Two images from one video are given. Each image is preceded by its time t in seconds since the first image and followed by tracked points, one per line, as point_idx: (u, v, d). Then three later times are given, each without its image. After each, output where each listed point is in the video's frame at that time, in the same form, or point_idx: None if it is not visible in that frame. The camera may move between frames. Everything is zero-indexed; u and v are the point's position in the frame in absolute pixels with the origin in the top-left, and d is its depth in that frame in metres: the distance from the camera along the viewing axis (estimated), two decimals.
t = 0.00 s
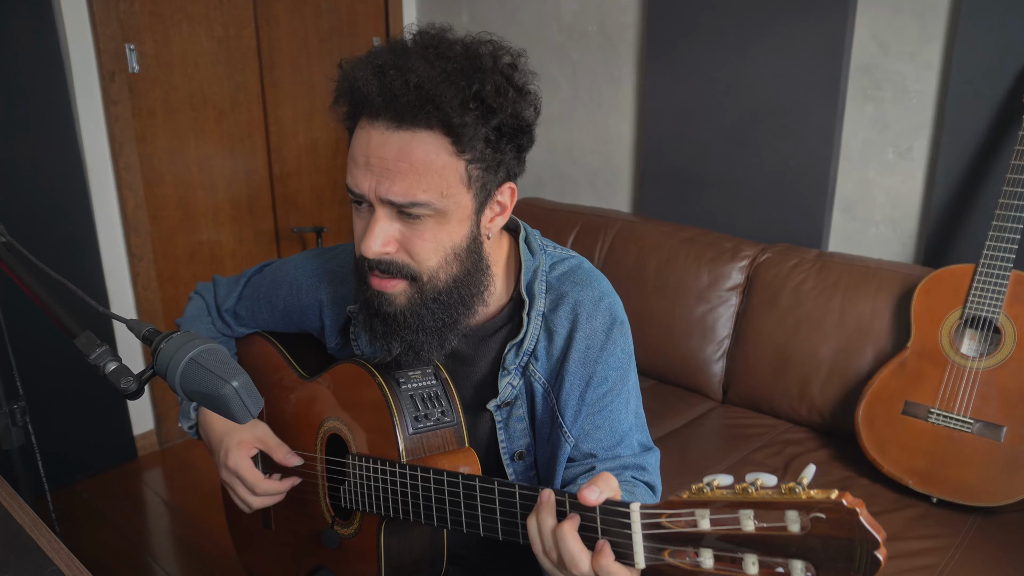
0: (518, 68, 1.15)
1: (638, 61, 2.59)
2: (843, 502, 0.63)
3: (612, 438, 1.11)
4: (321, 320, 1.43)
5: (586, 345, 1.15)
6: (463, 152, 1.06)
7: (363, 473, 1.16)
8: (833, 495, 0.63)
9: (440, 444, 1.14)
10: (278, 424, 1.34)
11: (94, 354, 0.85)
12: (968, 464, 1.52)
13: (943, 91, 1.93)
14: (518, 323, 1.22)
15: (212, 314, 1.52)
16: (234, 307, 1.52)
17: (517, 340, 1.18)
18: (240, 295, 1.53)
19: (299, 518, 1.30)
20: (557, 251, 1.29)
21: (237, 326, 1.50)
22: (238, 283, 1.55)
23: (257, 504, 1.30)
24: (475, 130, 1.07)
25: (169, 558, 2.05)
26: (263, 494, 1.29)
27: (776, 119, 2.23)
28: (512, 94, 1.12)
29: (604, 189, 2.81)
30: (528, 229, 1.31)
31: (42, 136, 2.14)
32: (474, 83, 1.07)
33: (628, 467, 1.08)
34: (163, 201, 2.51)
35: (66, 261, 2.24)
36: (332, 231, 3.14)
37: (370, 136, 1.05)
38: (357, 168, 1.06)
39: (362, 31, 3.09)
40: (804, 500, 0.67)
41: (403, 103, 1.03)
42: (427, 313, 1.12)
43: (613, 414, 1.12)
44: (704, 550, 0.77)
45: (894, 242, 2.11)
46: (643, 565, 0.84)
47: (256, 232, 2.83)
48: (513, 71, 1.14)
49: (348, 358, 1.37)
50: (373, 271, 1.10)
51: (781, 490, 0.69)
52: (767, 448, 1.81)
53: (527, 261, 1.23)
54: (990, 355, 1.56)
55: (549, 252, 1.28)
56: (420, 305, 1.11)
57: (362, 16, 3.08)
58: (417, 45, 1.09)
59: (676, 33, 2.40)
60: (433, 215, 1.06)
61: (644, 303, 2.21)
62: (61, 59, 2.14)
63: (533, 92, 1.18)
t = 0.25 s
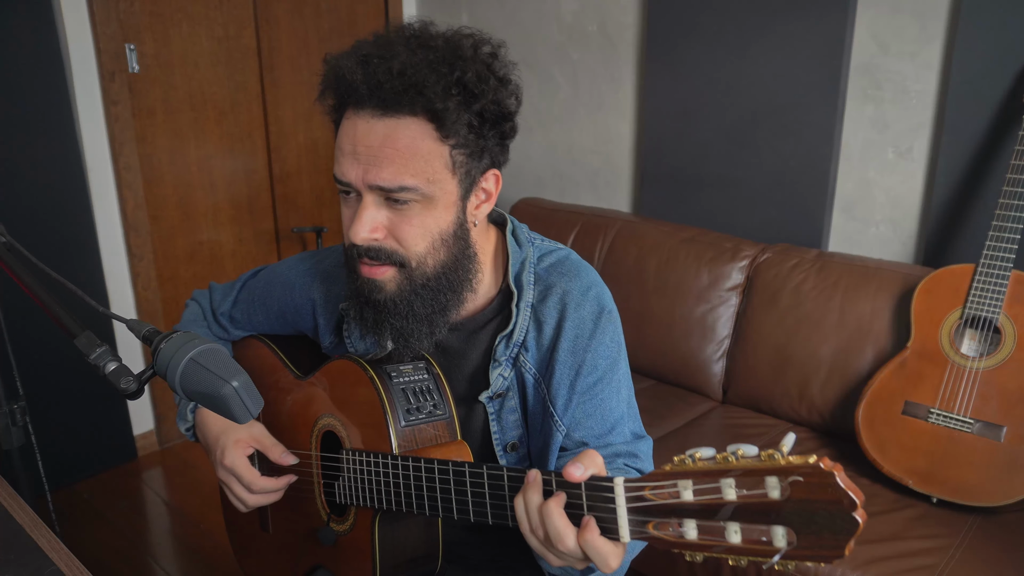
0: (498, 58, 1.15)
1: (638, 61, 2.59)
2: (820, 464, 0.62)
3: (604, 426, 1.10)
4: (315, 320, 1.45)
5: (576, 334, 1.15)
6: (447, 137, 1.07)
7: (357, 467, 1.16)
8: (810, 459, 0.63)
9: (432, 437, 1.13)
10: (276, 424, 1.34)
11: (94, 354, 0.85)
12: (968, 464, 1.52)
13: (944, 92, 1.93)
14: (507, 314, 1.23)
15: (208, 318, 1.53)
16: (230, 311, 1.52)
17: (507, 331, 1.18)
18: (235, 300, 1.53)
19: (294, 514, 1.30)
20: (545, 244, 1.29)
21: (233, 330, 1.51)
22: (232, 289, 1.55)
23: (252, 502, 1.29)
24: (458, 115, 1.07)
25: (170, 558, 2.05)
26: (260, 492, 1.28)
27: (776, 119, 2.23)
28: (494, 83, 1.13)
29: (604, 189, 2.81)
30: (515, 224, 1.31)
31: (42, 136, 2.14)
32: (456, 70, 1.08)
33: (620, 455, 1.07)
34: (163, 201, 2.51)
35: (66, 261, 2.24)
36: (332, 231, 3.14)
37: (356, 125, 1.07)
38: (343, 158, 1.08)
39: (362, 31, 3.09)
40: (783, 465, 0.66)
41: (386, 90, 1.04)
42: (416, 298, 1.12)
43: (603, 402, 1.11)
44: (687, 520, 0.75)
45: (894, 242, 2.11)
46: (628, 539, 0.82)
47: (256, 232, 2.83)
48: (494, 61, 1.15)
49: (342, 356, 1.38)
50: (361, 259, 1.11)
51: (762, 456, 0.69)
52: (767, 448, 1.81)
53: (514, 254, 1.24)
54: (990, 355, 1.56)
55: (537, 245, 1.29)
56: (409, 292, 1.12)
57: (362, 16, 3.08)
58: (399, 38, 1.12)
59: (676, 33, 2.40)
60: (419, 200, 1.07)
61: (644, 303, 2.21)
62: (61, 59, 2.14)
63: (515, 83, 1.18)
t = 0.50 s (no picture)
0: (476, 51, 1.17)
1: (638, 61, 2.59)
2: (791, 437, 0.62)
3: (592, 418, 1.10)
4: (304, 320, 1.45)
5: (562, 326, 1.15)
6: (430, 127, 1.08)
7: (348, 463, 1.16)
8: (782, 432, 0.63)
9: (421, 432, 1.13)
10: (271, 425, 1.33)
11: (94, 354, 0.85)
12: (967, 464, 1.53)
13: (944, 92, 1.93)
14: (492, 308, 1.23)
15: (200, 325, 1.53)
16: (223, 315, 1.53)
17: (493, 326, 1.18)
18: (228, 304, 1.54)
19: (288, 512, 1.30)
20: (530, 237, 1.29)
21: (226, 333, 1.51)
22: (225, 295, 1.56)
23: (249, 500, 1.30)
24: (440, 105, 1.09)
25: (169, 558, 2.05)
26: (252, 491, 1.27)
27: (775, 119, 2.23)
28: (473, 74, 1.15)
29: (604, 189, 2.81)
30: (499, 219, 1.31)
31: (42, 136, 2.14)
32: (436, 61, 1.10)
33: (609, 445, 1.07)
34: (163, 201, 2.51)
35: (66, 261, 2.24)
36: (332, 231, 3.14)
37: (339, 119, 1.08)
38: (328, 153, 1.08)
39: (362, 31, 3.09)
40: (755, 440, 0.66)
41: (369, 82, 1.06)
42: (404, 289, 1.12)
43: (591, 393, 1.11)
44: (664, 500, 0.76)
45: (893, 242, 2.11)
46: (606, 520, 0.82)
47: (256, 232, 2.83)
48: (471, 54, 1.17)
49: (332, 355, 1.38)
50: (349, 252, 1.11)
51: (734, 431, 0.69)
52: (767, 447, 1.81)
53: (498, 248, 1.23)
54: (990, 356, 1.56)
55: (521, 239, 1.28)
56: (397, 283, 1.12)
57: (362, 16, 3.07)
58: (379, 33, 1.14)
59: (676, 33, 2.40)
60: (405, 190, 1.08)
61: (644, 303, 2.21)
62: (61, 59, 2.14)
63: (492, 75, 1.20)
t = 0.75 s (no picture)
0: (458, 47, 1.18)
1: (637, 61, 2.59)
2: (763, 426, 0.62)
3: (579, 414, 1.09)
4: (293, 322, 1.45)
5: (547, 323, 1.14)
6: (423, 125, 1.08)
7: (336, 465, 1.16)
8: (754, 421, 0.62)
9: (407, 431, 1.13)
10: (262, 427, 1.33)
11: (94, 354, 0.85)
12: (967, 464, 1.53)
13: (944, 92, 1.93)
14: (477, 307, 1.23)
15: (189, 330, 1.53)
16: (214, 320, 1.53)
17: (479, 324, 1.18)
18: (219, 308, 1.53)
19: (282, 512, 1.30)
20: (514, 234, 1.29)
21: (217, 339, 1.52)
22: (216, 298, 1.55)
23: (238, 502, 1.29)
24: (433, 104, 1.09)
25: (169, 558, 2.05)
26: (243, 491, 1.27)
27: (775, 119, 2.23)
28: (460, 72, 1.15)
29: (604, 189, 2.81)
30: (483, 216, 1.31)
31: (42, 136, 2.14)
32: (426, 60, 1.10)
33: (596, 442, 1.04)
34: (163, 201, 2.51)
35: (66, 261, 2.24)
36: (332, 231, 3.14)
37: (332, 121, 1.06)
38: (321, 155, 1.07)
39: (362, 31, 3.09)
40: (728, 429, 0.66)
41: (364, 83, 1.05)
42: (405, 289, 1.12)
43: (578, 390, 1.10)
44: (640, 493, 0.75)
45: (894, 242, 2.11)
46: (583, 515, 0.81)
47: (257, 232, 2.83)
48: (453, 49, 1.17)
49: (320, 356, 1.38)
50: (348, 255, 1.09)
51: (707, 422, 0.68)
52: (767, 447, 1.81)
53: (481, 245, 1.24)
54: (990, 355, 1.56)
55: (506, 236, 1.28)
56: (398, 282, 1.12)
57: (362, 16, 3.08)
58: (365, 33, 1.12)
59: (676, 33, 2.40)
60: (402, 190, 1.07)
61: (644, 303, 2.21)
62: (61, 59, 2.14)
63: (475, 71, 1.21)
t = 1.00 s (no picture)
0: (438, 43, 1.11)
1: (637, 61, 2.59)
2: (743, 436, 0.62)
3: (570, 418, 1.08)
4: (285, 325, 1.44)
5: (539, 325, 1.13)
6: (430, 133, 1.03)
7: (329, 468, 1.16)
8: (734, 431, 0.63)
9: (399, 434, 1.13)
10: (257, 430, 1.33)
11: (94, 354, 0.85)
12: (967, 464, 1.53)
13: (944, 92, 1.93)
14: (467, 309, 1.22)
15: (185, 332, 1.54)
16: (208, 322, 1.54)
17: (471, 326, 1.18)
18: (213, 310, 1.55)
19: (277, 515, 1.31)
20: (507, 236, 1.28)
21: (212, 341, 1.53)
22: (211, 301, 1.57)
23: (235, 506, 1.29)
24: (437, 109, 1.04)
25: (169, 558, 2.05)
26: (239, 495, 1.27)
27: (775, 119, 2.23)
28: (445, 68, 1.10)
29: (604, 189, 2.81)
30: (474, 216, 1.29)
31: (42, 136, 2.14)
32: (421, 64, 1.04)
33: (586, 446, 1.03)
34: (163, 201, 2.51)
35: (66, 261, 2.24)
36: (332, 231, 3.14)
37: (340, 142, 0.98)
38: (329, 177, 0.99)
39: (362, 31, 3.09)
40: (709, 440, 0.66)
41: (374, 100, 0.97)
42: (428, 294, 1.10)
43: (570, 393, 1.09)
44: (623, 503, 0.75)
45: (894, 242, 2.11)
46: (566, 524, 0.81)
47: (257, 232, 2.83)
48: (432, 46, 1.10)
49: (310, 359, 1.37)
50: (371, 274, 1.05)
51: (690, 432, 0.69)
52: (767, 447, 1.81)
53: (473, 247, 1.23)
54: (990, 356, 1.56)
55: (498, 237, 1.27)
56: (422, 290, 1.09)
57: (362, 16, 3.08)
58: (354, 38, 1.01)
59: (676, 33, 2.40)
60: (420, 203, 1.02)
61: (644, 303, 2.22)
62: (61, 59, 2.14)
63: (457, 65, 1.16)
